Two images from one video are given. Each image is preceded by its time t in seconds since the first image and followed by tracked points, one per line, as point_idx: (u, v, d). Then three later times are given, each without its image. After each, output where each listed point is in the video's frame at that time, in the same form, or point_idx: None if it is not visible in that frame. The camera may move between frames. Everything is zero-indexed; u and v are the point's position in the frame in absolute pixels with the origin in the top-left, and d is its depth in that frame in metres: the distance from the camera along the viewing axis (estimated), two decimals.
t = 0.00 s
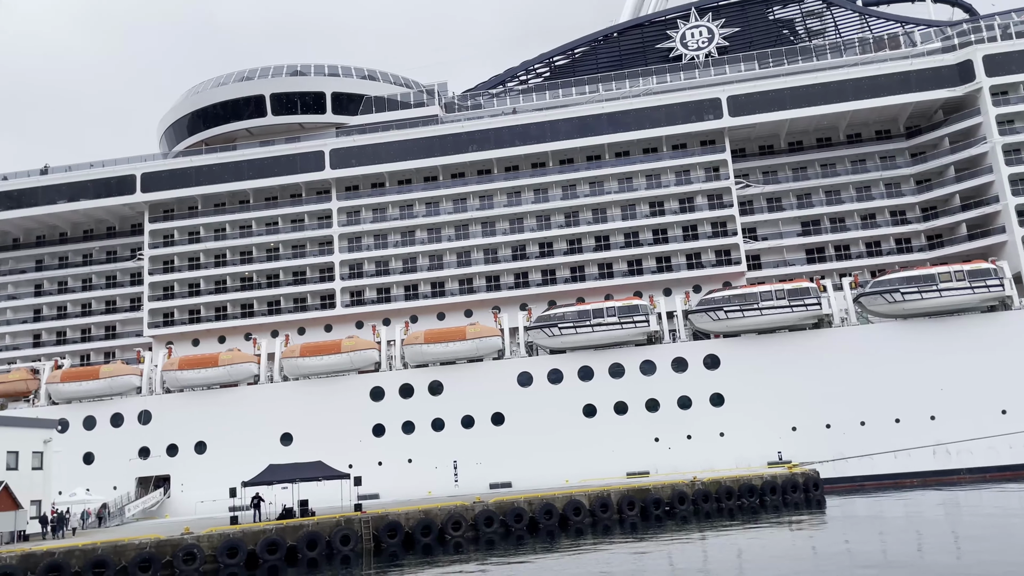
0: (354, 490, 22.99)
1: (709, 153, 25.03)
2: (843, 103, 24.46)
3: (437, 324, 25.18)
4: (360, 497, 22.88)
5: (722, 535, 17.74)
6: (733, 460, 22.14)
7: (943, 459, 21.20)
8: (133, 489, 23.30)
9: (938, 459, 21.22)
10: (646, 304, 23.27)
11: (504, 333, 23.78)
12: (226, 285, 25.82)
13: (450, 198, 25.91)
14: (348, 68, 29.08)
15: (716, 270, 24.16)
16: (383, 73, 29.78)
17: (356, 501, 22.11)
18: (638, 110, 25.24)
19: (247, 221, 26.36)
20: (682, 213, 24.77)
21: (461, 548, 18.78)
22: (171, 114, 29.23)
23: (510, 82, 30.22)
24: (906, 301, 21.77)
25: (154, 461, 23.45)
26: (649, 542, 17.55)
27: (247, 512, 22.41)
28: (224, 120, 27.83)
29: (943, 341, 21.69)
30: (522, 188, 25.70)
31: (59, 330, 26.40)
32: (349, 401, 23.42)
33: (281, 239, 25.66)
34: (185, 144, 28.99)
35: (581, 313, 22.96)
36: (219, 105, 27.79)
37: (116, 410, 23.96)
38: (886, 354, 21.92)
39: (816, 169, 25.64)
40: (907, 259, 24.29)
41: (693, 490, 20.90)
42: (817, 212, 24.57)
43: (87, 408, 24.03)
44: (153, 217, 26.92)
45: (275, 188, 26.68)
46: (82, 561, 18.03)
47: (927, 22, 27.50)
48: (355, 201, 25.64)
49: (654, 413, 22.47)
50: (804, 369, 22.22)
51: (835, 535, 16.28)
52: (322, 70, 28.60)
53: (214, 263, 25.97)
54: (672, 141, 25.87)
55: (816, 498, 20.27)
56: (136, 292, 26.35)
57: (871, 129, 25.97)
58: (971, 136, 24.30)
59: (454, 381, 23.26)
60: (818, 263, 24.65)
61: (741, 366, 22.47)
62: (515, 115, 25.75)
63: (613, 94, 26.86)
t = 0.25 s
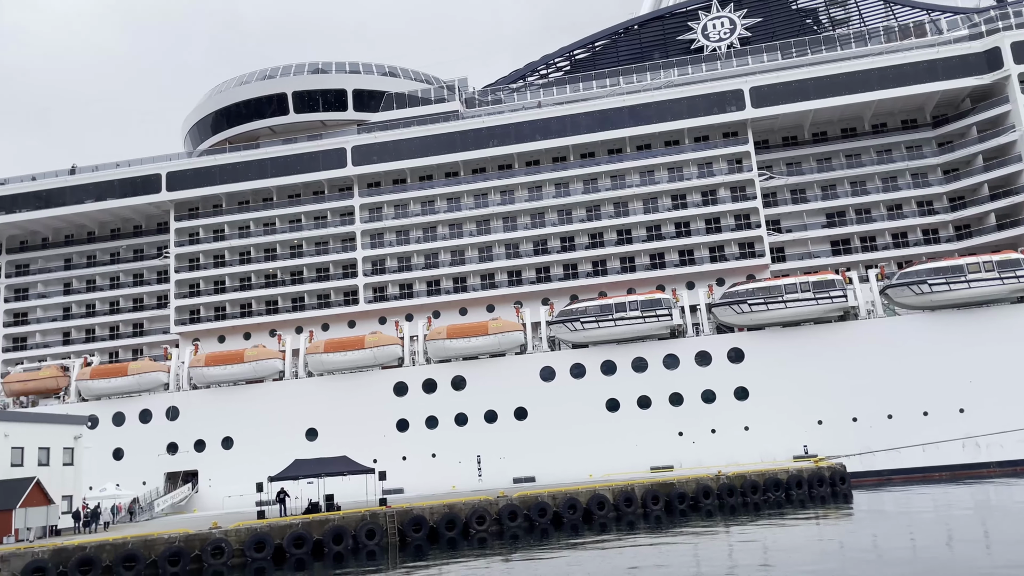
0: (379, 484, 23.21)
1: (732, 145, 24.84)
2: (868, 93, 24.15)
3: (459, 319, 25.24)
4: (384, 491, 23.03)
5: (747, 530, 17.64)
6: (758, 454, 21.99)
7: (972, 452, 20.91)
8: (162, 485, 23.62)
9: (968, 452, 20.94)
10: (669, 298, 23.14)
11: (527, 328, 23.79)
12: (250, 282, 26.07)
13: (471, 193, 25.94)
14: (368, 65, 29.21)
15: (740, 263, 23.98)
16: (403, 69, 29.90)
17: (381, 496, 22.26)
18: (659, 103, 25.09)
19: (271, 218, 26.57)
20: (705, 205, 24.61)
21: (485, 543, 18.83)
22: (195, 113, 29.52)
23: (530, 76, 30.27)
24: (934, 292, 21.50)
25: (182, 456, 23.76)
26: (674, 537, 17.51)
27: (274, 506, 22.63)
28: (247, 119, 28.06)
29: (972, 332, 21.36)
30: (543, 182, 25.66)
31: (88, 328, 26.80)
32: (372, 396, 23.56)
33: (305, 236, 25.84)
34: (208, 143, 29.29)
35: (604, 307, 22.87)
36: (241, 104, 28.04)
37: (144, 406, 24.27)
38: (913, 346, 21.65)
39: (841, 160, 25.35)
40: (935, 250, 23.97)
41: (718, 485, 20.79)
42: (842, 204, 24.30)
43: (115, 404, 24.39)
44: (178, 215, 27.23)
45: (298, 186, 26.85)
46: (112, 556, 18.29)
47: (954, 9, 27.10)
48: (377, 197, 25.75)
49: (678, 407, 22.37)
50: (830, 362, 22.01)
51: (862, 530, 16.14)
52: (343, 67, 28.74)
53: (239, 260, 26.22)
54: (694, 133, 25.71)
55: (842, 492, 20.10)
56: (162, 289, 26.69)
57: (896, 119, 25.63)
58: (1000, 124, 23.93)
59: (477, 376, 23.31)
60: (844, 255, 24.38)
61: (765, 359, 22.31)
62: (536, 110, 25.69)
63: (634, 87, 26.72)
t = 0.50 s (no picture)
0: (403, 479, 23.32)
1: (755, 137, 24.61)
2: (894, 82, 23.80)
3: (482, 314, 25.27)
4: (408, 486, 23.14)
5: (772, 524, 17.51)
6: (783, 448, 21.82)
7: (1002, 447, 20.60)
8: (190, 479, 23.90)
9: (998, 447, 20.63)
10: (692, 292, 22.98)
11: (549, 323, 23.76)
12: (274, 278, 26.26)
13: (492, 188, 25.91)
14: (390, 61, 29.32)
15: (764, 256, 23.77)
16: (424, 65, 29.97)
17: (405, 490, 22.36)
18: (681, 95, 24.90)
19: (294, 215, 26.72)
20: (728, 198, 24.41)
21: (509, 537, 18.86)
22: (219, 111, 29.77)
23: (551, 71, 30.22)
24: (962, 285, 21.18)
25: (209, 451, 24.02)
26: (699, 532, 17.42)
27: (299, 501, 22.82)
28: (270, 116, 28.25)
29: (1002, 325, 21.03)
30: (565, 177, 25.57)
31: (116, 325, 27.16)
32: (396, 391, 23.66)
33: (327, 232, 25.98)
34: (232, 141, 29.52)
35: (626, 302, 22.77)
36: (264, 101, 28.22)
37: (171, 402, 24.54)
38: (941, 339, 21.34)
39: (866, 151, 25.03)
40: (964, 241, 23.59)
41: (743, 480, 20.65)
42: (868, 195, 23.98)
43: (143, 400, 24.70)
44: (203, 213, 27.49)
45: (320, 182, 26.98)
46: (142, 549, 18.54)
47: None
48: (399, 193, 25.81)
49: (702, 402, 22.25)
50: (856, 355, 21.76)
51: (890, 525, 15.95)
52: (364, 63, 28.85)
53: (263, 257, 26.42)
54: (717, 126, 25.50)
55: (870, 487, 19.89)
56: (188, 286, 26.97)
57: (923, 109, 25.25)
58: None
59: (500, 371, 23.32)
60: (870, 247, 24.06)
61: (790, 353, 22.11)
62: (557, 104, 25.61)
63: (655, 79, 26.55)
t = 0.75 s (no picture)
0: (434, 472, 23.47)
1: (788, 127, 24.29)
2: (931, 70, 23.32)
3: (511, 308, 25.30)
4: (440, 479, 23.27)
5: (806, 519, 17.33)
6: (817, 442, 21.58)
7: None
8: (226, 471, 24.28)
9: None
10: (724, 284, 22.76)
11: (579, 317, 23.70)
12: (307, 273, 26.54)
13: (522, 182, 25.88)
14: (419, 56, 29.44)
15: (797, 248, 23.48)
16: (453, 60, 30.05)
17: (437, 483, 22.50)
18: (712, 86, 24.65)
19: (325, 210, 26.95)
20: (760, 190, 24.14)
21: (540, 531, 18.89)
22: (251, 108, 30.12)
23: (579, 63, 30.14)
24: (1002, 276, 20.82)
25: (244, 444, 24.37)
26: (731, 526, 17.27)
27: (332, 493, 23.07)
28: (301, 113, 28.51)
29: None
30: (594, 169, 25.47)
31: (153, 320, 27.63)
32: (427, 385, 23.79)
33: (358, 228, 26.18)
34: (264, 137, 29.85)
35: (657, 294, 22.62)
36: (295, 98, 28.49)
37: (207, 395, 24.94)
38: (978, 332, 20.93)
39: (902, 140, 24.59)
40: (1003, 231, 23.07)
41: (776, 474, 20.45)
42: (904, 185, 23.54)
43: (180, 394, 25.12)
44: (236, 209, 27.85)
45: (351, 177, 27.16)
46: (179, 540, 18.83)
47: None
48: (428, 188, 25.90)
49: (734, 395, 22.08)
50: (892, 348, 21.44)
51: (927, 520, 15.70)
52: (394, 59, 28.99)
53: (295, 252, 26.70)
54: (748, 116, 25.22)
55: (906, 482, 19.59)
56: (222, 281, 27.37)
57: (961, 96, 24.74)
58: None
59: (530, 365, 23.32)
60: (906, 238, 23.64)
61: (824, 346, 21.84)
62: (586, 96, 25.51)
63: (685, 70, 26.33)
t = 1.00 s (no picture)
0: (466, 466, 23.59)
1: (823, 119, 23.94)
2: (971, 58, 22.81)
3: (543, 303, 25.29)
4: (472, 473, 23.39)
5: (842, 516, 17.11)
6: (854, 438, 21.28)
7: None
8: (262, 464, 24.65)
9: None
10: (758, 279, 22.52)
11: (610, 311, 23.63)
12: (339, 269, 26.80)
13: (552, 176, 25.84)
14: (450, 51, 29.53)
15: (833, 241, 23.15)
16: (484, 55, 30.10)
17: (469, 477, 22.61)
18: (745, 77, 24.37)
19: (358, 207, 27.17)
20: (795, 182, 23.83)
21: (572, 526, 18.89)
22: (284, 106, 30.45)
23: (610, 56, 30.00)
24: None
25: (279, 437, 24.71)
26: (766, 522, 17.11)
27: (366, 487, 23.30)
28: (333, 110, 28.76)
29: None
30: (625, 163, 25.34)
31: (190, 316, 28.11)
32: (459, 380, 23.90)
33: (390, 223, 26.36)
34: (297, 135, 30.18)
35: (689, 289, 22.43)
36: (327, 95, 28.73)
37: (242, 390, 25.36)
38: (1020, 327, 20.48)
39: (941, 130, 24.10)
40: None
41: (812, 470, 20.21)
42: (943, 177, 23.07)
43: (217, 388, 25.53)
44: (270, 206, 28.19)
45: (382, 173, 27.33)
46: (217, 531, 19.16)
47: None
48: (459, 183, 25.97)
49: (768, 391, 21.85)
50: (931, 343, 21.06)
51: (968, 517, 15.41)
52: (424, 55, 29.11)
53: (328, 248, 26.97)
54: (782, 108, 24.90)
55: (946, 479, 19.27)
56: (257, 277, 27.74)
57: (1002, 85, 24.18)
58: None
59: (561, 360, 23.30)
60: (945, 230, 23.17)
61: (861, 341, 21.51)
62: (617, 89, 25.36)
63: (717, 62, 26.07)
